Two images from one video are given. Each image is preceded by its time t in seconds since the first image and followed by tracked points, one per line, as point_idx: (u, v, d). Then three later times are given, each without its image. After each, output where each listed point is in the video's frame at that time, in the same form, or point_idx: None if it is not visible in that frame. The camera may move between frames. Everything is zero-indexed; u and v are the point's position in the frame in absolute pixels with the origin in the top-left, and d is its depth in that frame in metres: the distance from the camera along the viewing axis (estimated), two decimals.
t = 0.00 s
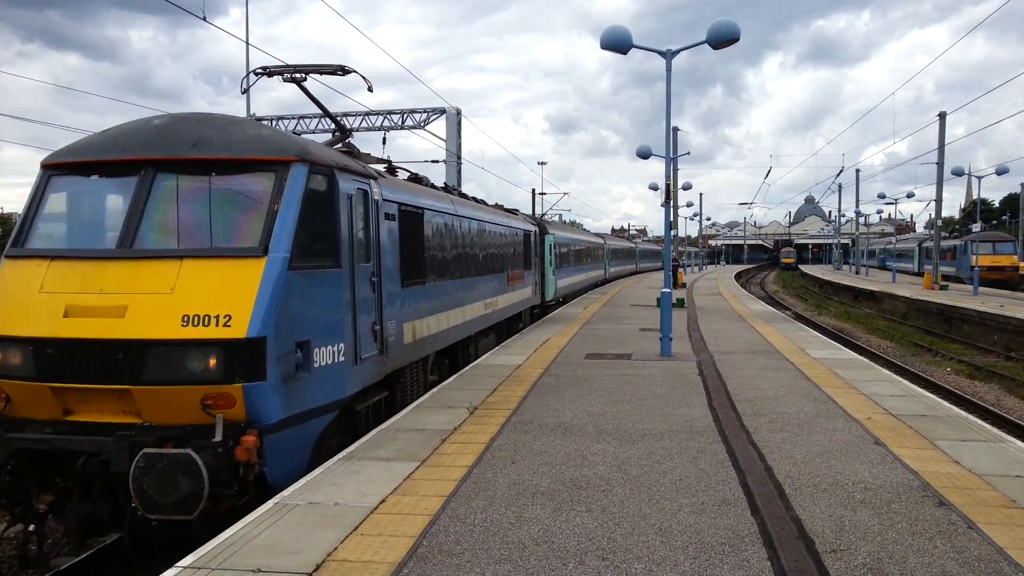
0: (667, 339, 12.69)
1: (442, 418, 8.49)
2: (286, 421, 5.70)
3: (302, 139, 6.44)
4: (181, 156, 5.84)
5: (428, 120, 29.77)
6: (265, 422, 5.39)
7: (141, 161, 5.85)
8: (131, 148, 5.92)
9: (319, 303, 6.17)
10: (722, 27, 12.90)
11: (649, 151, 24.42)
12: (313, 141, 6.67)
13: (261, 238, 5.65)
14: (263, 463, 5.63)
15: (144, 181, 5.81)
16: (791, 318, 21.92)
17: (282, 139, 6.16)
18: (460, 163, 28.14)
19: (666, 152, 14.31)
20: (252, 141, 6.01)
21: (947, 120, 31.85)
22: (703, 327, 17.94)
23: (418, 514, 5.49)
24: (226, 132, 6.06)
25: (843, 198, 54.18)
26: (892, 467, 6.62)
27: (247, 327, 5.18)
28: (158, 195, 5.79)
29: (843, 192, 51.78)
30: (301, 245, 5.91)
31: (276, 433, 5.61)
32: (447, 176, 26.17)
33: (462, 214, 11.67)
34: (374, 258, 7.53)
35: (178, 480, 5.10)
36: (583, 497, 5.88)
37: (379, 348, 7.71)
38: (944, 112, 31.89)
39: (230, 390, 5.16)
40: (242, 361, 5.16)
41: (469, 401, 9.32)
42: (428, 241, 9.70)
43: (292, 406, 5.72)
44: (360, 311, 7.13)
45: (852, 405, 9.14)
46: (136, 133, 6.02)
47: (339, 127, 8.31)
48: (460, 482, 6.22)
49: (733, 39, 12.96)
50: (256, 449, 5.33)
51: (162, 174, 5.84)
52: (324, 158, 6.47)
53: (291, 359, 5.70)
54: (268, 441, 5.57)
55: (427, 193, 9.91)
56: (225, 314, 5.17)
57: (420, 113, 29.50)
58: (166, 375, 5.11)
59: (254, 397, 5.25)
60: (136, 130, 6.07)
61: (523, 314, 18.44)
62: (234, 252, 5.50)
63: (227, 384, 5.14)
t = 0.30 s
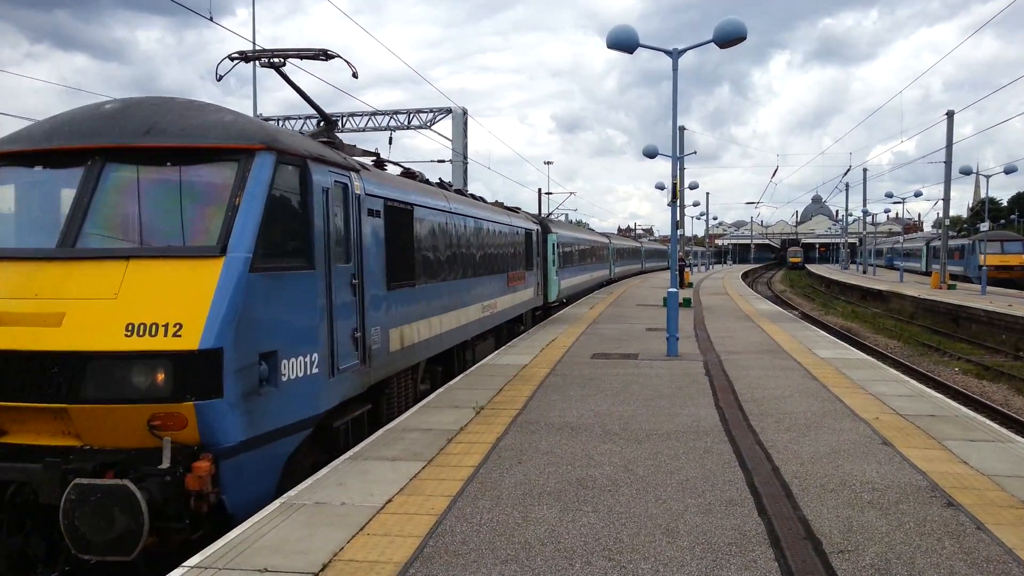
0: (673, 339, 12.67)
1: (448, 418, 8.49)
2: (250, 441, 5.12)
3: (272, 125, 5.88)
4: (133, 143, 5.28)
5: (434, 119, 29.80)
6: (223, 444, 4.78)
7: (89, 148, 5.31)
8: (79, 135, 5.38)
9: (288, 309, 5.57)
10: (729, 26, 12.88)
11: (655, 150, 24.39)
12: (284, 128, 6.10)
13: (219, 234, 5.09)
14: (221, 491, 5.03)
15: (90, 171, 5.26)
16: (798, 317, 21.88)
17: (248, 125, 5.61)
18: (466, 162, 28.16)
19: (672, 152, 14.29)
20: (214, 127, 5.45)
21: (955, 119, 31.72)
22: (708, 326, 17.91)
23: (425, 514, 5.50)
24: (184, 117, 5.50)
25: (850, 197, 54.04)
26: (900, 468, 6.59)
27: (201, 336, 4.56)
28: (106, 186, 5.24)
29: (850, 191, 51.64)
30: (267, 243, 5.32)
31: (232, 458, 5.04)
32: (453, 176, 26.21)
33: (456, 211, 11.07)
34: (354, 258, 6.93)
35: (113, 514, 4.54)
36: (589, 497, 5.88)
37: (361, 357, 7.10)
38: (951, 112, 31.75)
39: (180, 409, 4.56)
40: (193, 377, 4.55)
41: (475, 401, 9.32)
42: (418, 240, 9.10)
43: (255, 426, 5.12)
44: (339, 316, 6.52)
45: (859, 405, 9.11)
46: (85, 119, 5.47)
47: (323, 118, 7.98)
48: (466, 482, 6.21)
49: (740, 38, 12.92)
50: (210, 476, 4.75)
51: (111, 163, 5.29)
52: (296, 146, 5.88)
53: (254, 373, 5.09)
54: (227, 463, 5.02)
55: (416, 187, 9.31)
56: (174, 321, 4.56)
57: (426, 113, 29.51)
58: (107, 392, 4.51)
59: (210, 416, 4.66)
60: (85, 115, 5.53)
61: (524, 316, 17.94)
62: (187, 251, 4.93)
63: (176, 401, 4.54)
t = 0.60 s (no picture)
0: (677, 339, 12.66)
1: (451, 418, 8.49)
2: (198, 469, 4.60)
3: (228, 110, 5.32)
4: (63, 128, 4.70)
5: (437, 120, 29.82)
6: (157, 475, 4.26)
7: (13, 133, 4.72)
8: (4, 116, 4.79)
9: (240, 316, 5.03)
10: (732, 26, 12.87)
11: (659, 150, 24.38)
12: (243, 114, 5.53)
13: (158, 232, 4.54)
14: (155, 528, 4.47)
15: (14, 159, 4.68)
16: (801, 318, 21.87)
17: (198, 108, 5.04)
18: (470, 162, 28.18)
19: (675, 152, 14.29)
20: (158, 111, 4.88)
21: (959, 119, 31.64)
22: (712, 327, 17.90)
23: (428, 514, 5.50)
24: (125, 98, 4.92)
25: (854, 197, 53.93)
26: (903, 468, 6.58)
27: (130, 352, 4.04)
28: (32, 175, 4.66)
29: (854, 191, 51.56)
30: (213, 241, 4.78)
31: (168, 489, 4.44)
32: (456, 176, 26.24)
33: (447, 209, 10.47)
34: (325, 258, 6.36)
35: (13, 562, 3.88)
36: (592, 497, 5.88)
37: (334, 368, 6.53)
38: (955, 112, 31.67)
39: (106, 437, 4.09)
40: (120, 398, 4.03)
41: (478, 401, 9.32)
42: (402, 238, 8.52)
43: (199, 450, 4.58)
44: (306, 323, 5.95)
45: (863, 405, 9.10)
46: (13, 99, 4.89)
47: (302, 108, 7.64)
48: (469, 482, 6.22)
49: (744, 38, 12.91)
50: (140, 513, 4.21)
51: (38, 150, 4.71)
52: (251, 132, 5.33)
53: (197, 391, 4.55)
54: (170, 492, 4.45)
55: (400, 182, 8.73)
56: (100, 334, 4.06)
57: (429, 113, 29.53)
58: (27, 412, 4.07)
59: (141, 442, 4.14)
60: (14, 94, 4.94)
61: (523, 319, 17.28)
62: (120, 252, 4.40)
63: (103, 426, 4.06)
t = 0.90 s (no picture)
0: (676, 342, 12.66)
1: (450, 421, 8.48)
2: (115, 510, 3.94)
3: (164, 88, 4.61)
4: None
5: (437, 122, 29.85)
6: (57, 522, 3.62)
7: None
8: None
9: (171, 330, 4.33)
10: (731, 29, 12.88)
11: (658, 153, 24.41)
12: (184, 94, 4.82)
13: (66, 230, 3.84)
14: None
15: None
16: (800, 321, 21.86)
17: (125, 85, 4.33)
18: (469, 165, 28.21)
19: (675, 155, 14.31)
20: (75, 87, 4.18)
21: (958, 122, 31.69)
22: (711, 330, 17.93)
23: (427, 517, 5.50)
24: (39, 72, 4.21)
25: (853, 200, 53.93)
26: (902, 472, 6.58)
27: (22, 376, 3.44)
28: None
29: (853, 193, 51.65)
30: (135, 240, 4.08)
31: (118, 518, 4.03)
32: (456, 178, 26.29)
33: (430, 208, 9.73)
34: (281, 262, 5.60)
35: None
36: (591, 500, 5.87)
37: (292, 387, 5.76)
38: (954, 115, 31.74)
39: None
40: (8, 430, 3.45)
41: (477, 404, 9.30)
42: (377, 239, 7.79)
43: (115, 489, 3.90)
44: (257, 336, 5.19)
45: (862, 408, 9.10)
46: None
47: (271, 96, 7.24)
48: (468, 485, 6.22)
49: (743, 41, 12.93)
50: (32, 569, 3.59)
51: None
52: (187, 114, 4.59)
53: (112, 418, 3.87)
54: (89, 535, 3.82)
55: (375, 176, 7.98)
56: None
57: (429, 116, 29.57)
58: None
59: (36, 482, 3.52)
60: None
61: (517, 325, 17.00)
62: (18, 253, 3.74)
63: None
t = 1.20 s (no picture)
0: (678, 343, 12.65)
1: (452, 421, 8.48)
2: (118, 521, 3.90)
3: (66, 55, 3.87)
4: None
5: (439, 123, 29.88)
6: None
7: None
8: None
9: (78, 348, 3.63)
10: (734, 30, 12.88)
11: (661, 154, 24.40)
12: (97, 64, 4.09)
13: None
14: None
15: None
16: (802, 322, 21.83)
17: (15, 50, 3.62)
18: (471, 166, 28.19)
19: (677, 156, 14.28)
20: None
21: (960, 124, 31.67)
22: (713, 330, 17.93)
23: (429, 517, 5.50)
24: None
25: (855, 202, 53.87)
26: (905, 473, 6.57)
27: None
28: None
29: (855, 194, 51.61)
30: (21, 236, 3.40)
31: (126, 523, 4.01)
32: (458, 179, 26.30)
33: (412, 204, 8.97)
34: (227, 263, 4.85)
35: None
36: (593, 500, 5.87)
37: (239, 408, 5.01)
38: (957, 116, 31.71)
39: None
40: None
41: (479, 404, 9.31)
42: (350, 237, 7.03)
43: None
44: (193, 350, 4.44)
45: (865, 409, 9.09)
46: None
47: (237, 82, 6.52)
48: (471, 485, 6.22)
49: (746, 42, 12.91)
50: None
51: None
52: (101, 87, 3.88)
53: None
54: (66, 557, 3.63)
55: (347, 168, 7.22)
56: None
57: (431, 116, 29.59)
58: None
59: None
60: None
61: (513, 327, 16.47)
62: None
63: None
